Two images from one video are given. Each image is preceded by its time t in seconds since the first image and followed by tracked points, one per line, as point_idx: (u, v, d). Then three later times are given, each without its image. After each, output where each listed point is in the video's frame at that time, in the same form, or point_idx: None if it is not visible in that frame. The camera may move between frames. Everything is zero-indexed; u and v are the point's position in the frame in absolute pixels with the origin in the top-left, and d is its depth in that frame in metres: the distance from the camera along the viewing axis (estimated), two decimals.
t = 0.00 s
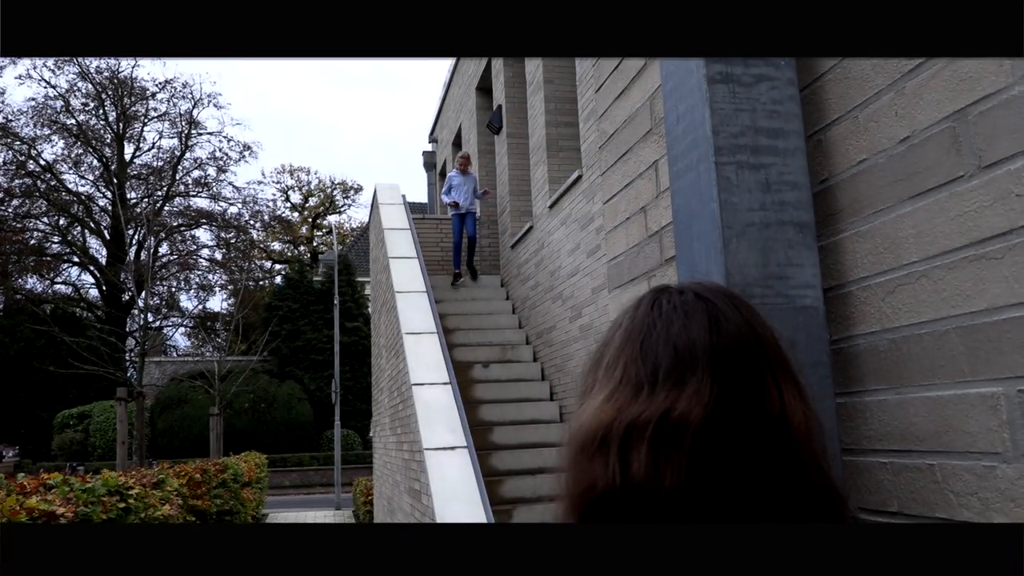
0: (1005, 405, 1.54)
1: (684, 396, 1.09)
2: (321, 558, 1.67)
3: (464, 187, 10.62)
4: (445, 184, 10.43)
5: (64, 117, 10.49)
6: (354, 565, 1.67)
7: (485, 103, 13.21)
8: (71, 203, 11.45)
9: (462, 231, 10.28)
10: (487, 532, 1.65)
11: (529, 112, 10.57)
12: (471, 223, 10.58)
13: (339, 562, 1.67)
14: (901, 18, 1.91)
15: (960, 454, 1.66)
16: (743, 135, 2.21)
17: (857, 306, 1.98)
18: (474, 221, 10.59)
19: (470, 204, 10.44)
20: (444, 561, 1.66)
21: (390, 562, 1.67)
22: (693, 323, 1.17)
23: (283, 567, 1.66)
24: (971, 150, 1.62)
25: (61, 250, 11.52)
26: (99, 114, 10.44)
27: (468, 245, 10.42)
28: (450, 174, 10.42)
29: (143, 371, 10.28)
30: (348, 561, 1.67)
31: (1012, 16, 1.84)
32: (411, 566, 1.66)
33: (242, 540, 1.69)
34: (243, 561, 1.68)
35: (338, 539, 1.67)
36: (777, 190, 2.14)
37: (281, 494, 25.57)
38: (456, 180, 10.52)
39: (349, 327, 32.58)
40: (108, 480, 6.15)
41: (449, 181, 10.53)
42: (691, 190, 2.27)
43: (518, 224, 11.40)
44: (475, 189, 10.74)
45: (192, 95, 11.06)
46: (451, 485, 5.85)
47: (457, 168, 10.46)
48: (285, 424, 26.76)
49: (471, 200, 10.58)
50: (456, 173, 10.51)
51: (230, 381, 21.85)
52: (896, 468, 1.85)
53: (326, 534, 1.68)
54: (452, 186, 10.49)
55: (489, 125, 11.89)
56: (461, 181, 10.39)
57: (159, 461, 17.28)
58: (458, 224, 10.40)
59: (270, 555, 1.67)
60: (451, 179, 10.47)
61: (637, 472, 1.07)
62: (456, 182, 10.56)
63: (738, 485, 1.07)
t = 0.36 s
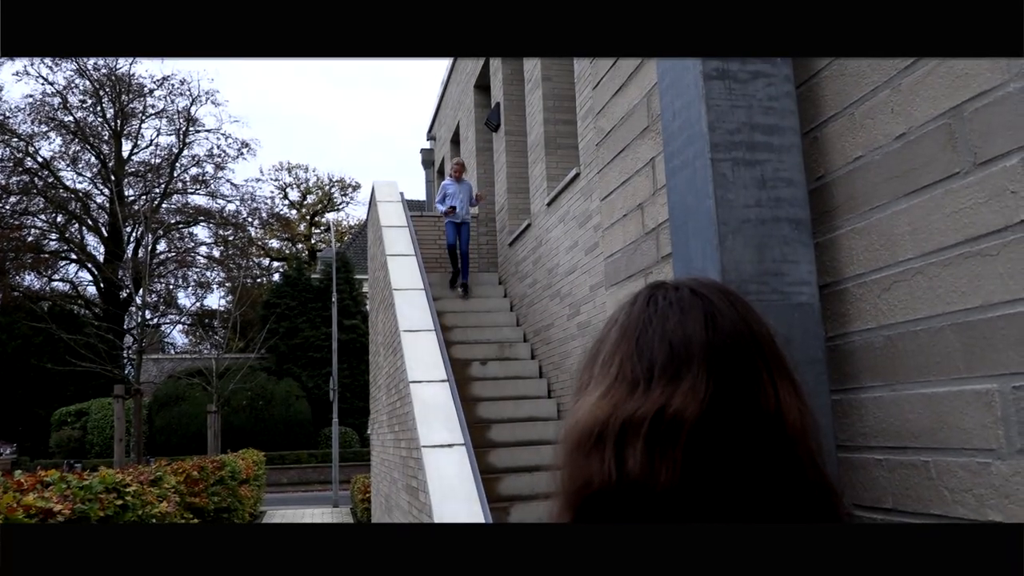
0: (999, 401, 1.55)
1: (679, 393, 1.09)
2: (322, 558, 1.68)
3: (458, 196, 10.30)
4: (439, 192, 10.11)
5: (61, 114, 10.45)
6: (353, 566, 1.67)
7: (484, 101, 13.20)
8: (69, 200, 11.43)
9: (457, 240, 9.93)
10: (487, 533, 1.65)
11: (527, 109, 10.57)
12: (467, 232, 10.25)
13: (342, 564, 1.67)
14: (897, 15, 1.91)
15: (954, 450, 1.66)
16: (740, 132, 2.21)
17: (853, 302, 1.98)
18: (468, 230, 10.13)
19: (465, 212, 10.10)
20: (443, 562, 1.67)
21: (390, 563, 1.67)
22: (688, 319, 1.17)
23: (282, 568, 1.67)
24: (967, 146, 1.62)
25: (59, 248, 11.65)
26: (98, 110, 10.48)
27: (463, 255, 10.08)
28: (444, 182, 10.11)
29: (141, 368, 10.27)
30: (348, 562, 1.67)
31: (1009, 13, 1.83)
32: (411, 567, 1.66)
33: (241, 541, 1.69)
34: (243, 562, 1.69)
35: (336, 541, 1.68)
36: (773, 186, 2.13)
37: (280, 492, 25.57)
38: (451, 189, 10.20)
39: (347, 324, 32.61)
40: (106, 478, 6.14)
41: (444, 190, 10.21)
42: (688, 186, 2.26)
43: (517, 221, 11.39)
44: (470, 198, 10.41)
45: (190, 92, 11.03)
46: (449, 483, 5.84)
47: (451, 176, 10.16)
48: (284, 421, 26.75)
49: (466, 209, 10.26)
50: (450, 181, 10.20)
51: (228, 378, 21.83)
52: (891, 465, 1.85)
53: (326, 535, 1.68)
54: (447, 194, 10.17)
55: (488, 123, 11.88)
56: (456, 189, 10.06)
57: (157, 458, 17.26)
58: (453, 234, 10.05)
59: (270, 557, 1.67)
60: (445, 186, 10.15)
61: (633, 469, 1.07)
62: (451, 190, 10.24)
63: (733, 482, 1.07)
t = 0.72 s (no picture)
0: (998, 398, 1.55)
1: (679, 387, 1.09)
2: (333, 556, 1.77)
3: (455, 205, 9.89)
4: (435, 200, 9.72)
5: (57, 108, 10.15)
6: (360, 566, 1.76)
7: (482, 97, 13.19)
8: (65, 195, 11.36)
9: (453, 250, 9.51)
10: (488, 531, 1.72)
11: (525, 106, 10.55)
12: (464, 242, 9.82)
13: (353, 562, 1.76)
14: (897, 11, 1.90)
15: (952, 446, 1.66)
16: (738, 127, 2.21)
17: (852, 298, 1.98)
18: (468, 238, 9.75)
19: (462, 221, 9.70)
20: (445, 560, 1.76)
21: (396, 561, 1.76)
22: (688, 314, 1.17)
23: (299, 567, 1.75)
24: (966, 142, 1.62)
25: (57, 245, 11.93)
26: (94, 105, 10.11)
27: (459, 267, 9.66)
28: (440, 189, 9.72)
29: (138, 364, 10.20)
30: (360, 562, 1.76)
31: (1010, 11, 1.84)
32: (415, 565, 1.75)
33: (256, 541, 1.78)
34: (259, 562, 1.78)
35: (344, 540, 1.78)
36: (772, 182, 2.13)
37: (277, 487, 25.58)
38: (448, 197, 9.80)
39: (345, 321, 32.60)
40: (102, 473, 6.13)
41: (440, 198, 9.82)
42: (686, 182, 2.26)
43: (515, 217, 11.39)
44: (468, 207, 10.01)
45: (187, 88, 10.99)
46: (447, 480, 5.84)
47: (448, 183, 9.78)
48: (281, 417, 26.72)
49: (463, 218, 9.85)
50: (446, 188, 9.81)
51: (225, 374, 21.78)
52: (889, 462, 1.85)
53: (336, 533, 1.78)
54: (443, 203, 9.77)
55: (486, 119, 11.86)
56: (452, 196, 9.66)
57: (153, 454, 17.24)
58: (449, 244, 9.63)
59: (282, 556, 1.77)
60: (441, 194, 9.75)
61: (633, 464, 1.06)
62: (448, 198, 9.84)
63: (733, 478, 1.07)
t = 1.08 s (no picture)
0: (995, 392, 1.55)
1: (678, 381, 1.09)
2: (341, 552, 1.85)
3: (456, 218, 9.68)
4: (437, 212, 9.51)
5: (55, 106, 10.35)
6: (370, 563, 1.95)
7: (480, 94, 13.18)
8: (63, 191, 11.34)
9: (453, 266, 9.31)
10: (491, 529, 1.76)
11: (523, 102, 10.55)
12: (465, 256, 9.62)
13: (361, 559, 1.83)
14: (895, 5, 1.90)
15: (950, 440, 1.66)
16: (737, 122, 2.21)
17: (849, 293, 1.98)
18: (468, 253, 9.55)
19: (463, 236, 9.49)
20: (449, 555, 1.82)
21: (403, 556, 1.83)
22: (687, 308, 1.16)
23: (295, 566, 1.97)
24: (964, 136, 1.62)
25: (53, 240, 11.29)
26: (91, 102, 10.31)
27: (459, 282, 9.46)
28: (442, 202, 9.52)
29: (135, 360, 10.27)
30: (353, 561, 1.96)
31: None
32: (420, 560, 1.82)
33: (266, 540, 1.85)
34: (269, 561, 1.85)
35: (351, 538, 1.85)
36: (770, 176, 2.13)
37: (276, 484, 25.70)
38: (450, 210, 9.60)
39: (343, 317, 32.65)
40: (101, 470, 6.14)
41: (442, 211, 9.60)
42: (684, 176, 2.26)
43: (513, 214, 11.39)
44: (469, 221, 9.80)
45: (184, 84, 10.99)
46: (445, 475, 5.86)
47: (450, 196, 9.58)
48: (279, 414, 26.75)
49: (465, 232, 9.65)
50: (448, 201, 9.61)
51: (223, 371, 21.79)
52: (886, 456, 1.85)
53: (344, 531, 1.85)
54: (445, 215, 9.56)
55: (484, 116, 11.86)
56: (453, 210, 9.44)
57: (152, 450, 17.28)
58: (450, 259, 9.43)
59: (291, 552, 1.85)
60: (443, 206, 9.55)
61: (632, 458, 1.06)
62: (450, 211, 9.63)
63: (733, 473, 1.07)
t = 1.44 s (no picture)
0: (990, 387, 1.55)
1: (674, 377, 1.09)
2: (343, 553, 1.85)
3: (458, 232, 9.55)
4: (439, 224, 9.38)
5: (51, 101, 10.34)
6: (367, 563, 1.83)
7: (478, 90, 13.17)
8: (59, 187, 11.22)
9: (455, 278, 9.12)
10: (493, 530, 1.76)
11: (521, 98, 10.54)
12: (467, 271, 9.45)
13: (363, 561, 1.84)
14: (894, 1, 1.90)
15: (944, 436, 1.67)
16: (733, 118, 2.21)
17: (845, 289, 1.99)
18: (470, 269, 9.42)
19: (466, 249, 9.36)
20: (450, 556, 1.82)
21: (405, 557, 1.83)
22: (683, 304, 1.16)
23: (288, 565, 1.85)
24: (961, 132, 1.62)
25: (50, 236, 11.42)
26: (87, 98, 10.31)
27: (460, 294, 9.26)
28: (445, 214, 9.39)
29: (133, 356, 10.36)
30: (340, 560, 1.85)
31: None
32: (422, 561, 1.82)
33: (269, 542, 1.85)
34: (271, 564, 1.85)
35: (354, 540, 1.85)
36: (767, 172, 2.13)
37: (272, 480, 25.84)
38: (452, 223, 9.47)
39: (341, 314, 32.65)
40: (97, 466, 6.14)
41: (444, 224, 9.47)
42: (681, 173, 2.26)
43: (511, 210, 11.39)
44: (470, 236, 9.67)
45: (182, 80, 10.94)
46: (442, 472, 5.87)
47: (453, 209, 9.48)
48: (277, 410, 26.78)
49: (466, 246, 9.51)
50: (451, 214, 9.49)
51: (221, 368, 21.82)
52: (883, 452, 1.86)
53: (348, 533, 1.86)
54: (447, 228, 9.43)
55: (482, 112, 11.85)
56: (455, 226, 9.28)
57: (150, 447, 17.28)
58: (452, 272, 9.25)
59: (293, 554, 1.86)
60: (446, 218, 9.43)
61: (628, 454, 1.06)
62: (452, 224, 9.49)
63: (728, 468, 1.07)
